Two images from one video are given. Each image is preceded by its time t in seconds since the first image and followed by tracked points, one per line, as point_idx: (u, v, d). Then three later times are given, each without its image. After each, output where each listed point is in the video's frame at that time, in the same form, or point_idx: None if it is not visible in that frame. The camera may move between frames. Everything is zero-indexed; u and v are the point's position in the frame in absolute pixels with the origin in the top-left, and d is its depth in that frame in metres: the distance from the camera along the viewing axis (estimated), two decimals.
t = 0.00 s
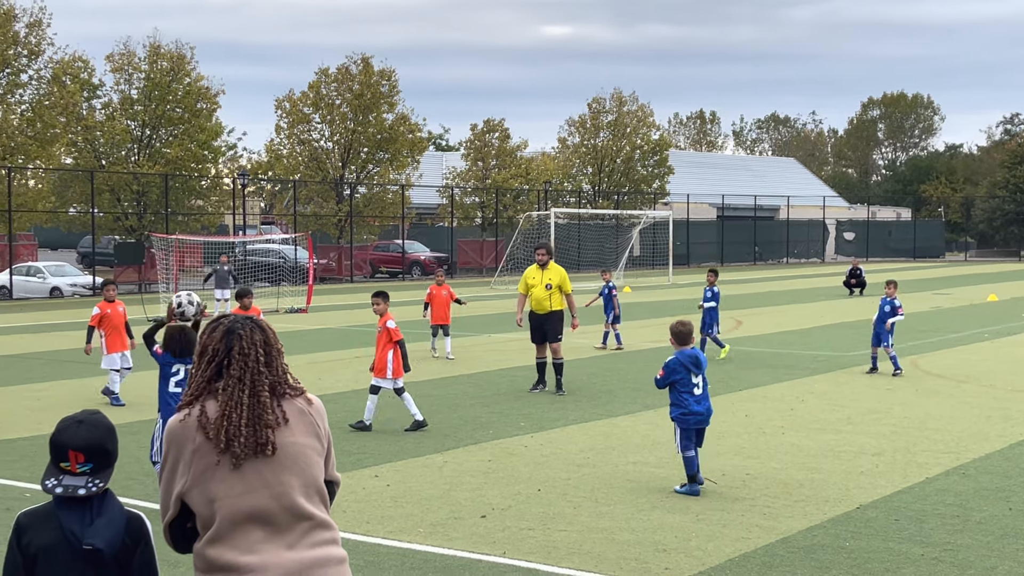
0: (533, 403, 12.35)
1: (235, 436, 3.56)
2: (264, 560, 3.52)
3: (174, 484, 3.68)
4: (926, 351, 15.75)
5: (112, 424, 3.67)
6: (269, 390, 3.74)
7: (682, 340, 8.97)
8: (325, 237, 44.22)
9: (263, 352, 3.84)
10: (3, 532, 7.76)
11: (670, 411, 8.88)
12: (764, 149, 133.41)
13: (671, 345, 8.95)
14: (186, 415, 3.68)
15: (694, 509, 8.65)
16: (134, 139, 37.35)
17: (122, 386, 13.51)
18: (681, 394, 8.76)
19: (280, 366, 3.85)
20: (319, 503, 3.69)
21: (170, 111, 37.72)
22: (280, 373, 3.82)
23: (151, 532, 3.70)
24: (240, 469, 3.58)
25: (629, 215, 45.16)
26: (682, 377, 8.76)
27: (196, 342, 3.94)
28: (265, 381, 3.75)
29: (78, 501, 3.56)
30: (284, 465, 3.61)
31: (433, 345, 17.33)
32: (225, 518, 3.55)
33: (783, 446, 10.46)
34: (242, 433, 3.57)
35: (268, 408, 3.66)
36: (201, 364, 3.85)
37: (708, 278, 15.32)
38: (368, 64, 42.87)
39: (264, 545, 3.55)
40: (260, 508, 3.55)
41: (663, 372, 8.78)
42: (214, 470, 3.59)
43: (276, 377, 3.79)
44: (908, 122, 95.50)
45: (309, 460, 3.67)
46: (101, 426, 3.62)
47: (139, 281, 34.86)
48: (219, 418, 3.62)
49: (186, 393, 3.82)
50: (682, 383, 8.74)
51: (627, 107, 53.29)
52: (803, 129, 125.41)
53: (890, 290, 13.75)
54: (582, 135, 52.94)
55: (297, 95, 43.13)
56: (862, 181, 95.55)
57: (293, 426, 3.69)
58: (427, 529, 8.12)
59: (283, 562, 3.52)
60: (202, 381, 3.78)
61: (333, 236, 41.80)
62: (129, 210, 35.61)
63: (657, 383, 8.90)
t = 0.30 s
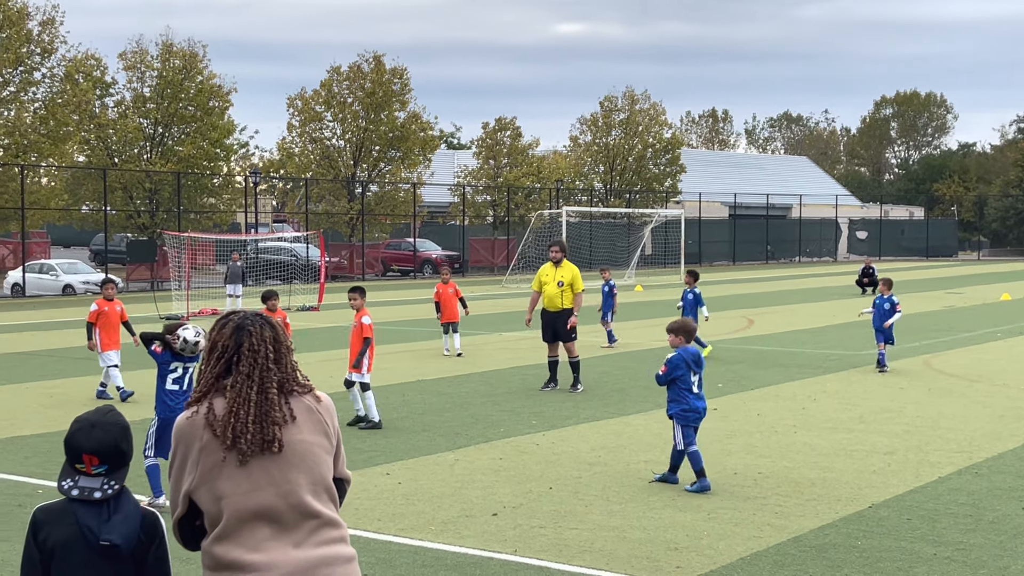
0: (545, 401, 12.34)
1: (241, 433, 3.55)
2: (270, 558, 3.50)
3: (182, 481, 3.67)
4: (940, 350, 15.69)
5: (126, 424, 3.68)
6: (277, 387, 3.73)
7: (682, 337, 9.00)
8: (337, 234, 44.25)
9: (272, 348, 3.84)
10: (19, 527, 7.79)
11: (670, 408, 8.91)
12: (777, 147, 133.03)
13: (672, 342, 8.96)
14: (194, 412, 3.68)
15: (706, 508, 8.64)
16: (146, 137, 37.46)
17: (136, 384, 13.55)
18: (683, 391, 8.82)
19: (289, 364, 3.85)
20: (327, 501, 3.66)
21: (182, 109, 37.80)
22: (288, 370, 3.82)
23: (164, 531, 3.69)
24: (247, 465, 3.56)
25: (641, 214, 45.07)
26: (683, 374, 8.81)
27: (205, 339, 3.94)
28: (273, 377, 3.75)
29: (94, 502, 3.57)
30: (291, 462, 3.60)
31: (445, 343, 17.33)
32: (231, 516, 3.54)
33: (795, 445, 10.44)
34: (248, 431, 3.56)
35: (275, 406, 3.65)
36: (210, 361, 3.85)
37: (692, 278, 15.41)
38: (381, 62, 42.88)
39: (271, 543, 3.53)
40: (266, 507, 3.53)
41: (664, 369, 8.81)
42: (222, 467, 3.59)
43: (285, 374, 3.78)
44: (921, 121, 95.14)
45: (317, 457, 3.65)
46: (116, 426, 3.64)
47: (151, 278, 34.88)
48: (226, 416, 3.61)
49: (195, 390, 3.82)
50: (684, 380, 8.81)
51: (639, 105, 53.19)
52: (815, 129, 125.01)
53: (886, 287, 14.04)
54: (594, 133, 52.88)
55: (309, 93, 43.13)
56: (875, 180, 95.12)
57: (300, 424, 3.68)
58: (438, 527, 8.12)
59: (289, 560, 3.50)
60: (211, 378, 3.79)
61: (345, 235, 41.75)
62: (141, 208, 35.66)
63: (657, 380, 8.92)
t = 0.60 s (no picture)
0: (557, 401, 12.33)
1: (250, 434, 3.53)
2: (279, 560, 3.49)
3: (191, 483, 3.66)
4: (953, 351, 15.64)
5: (139, 425, 3.67)
6: (286, 388, 3.70)
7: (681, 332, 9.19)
8: (350, 233, 44.32)
9: (282, 348, 3.82)
10: (32, 525, 7.81)
11: (669, 400, 9.04)
12: (790, 146, 132.75)
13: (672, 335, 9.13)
14: (202, 413, 3.66)
15: (718, 508, 8.62)
16: (160, 136, 37.59)
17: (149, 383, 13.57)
18: (686, 384, 8.99)
19: (299, 364, 3.82)
20: (336, 501, 3.65)
21: (196, 108, 37.90)
22: (298, 370, 3.80)
23: (178, 530, 3.70)
24: (255, 466, 3.55)
25: (654, 213, 45.05)
26: (687, 367, 9.00)
27: (215, 338, 3.92)
28: (283, 378, 3.72)
29: (110, 504, 3.58)
30: (299, 464, 3.58)
31: (457, 343, 17.33)
32: (240, 518, 3.53)
33: (807, 445, 10.41)
34: (256, 432, 3.54)
35: (284, 406, 3.63)
36: (220, 361, 3.84)
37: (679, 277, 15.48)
38: (393, 61, 42.96)
39: (279, 545, 3.52)
40: (275, 508, 3.52)
41: (671, 361, 8.95)
42: (230, 468, 3.57)
43: (294, 375, 3.75)
44: (934, 120, 94.87)
45: (327, 458, 3.63)
46: (129, 428, 3.61)
47: (164, 277, 34.93)
48: (234, 417, 3.59)
49: (204, 390, 3.81)
50: (688, 373, 8.98)
51: (652, 105, 53.17)
52: (828, 128, 124.74)
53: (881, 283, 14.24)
54: (606, 132, 52.88)
55: (322, 92, 43.20)
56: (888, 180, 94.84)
57: (308, 424, 3.65)
58: (450, 526, 8.12)
59: (297, 562, 3.50)
60: (220, 378, 3.77)
61: (358, 233, 41.76)
62: (154, 207, 35.71)
63: (659, 372, 9.03)
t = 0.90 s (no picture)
0: (568, 400, 12.32)
1: (261, 436, 3.52)
2: (290, 562, 3.50)
3: (202, 485, 3.66)
4: (966, 351, 15.59)
5: (153, 425, 3.65)
6: (299, 390, 3.69)
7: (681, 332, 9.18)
8: (362, 233, 44.35)
9: (296, 349, 3.81)
10: (46, 524, 7.84)
11: (670, 401, 9.02)
12: (802, 146, 132.49)
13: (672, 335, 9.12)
14: (214, 415, 3.66)
15: (730, 508, 8.61)
16: (173, 135, 37.69)
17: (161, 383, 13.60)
18: (687, 385, 8.99)
19: (312, 366, 3.81)
20: (348, 503, 3.65)
21: (209, 108, 37.98)
22: (310, 371, 3.79)
23: (191, 531, 3.70)
24: (266, 467, 3.55)
25: (666, 214, 45.00)
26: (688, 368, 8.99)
27: (228, 338, 3.91)
28: (296, 379, 3.71)
29: (125, 504, 3.57)
30: (311, 466, 3.57)
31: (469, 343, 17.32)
32: (251, 521, 3.53)
33: (820, 446, 10.39)
34: (268, 434, 3.53)
35: (297, 407, 3.61)
36: (233, 362, 3.82)
37: (667, 276, 15.55)
38: (406, 61, 43.01)
39: (290, 547, 3.53)
40: (286, 510, 3.52)
41: (673, 364, 8.94)
42: (242, 470, 3.57)
43: (307, 377, 3.74)
44: (947, 120, 94.54)
45: (338, 460, 3.63)
46: (145, 427, 3.59)
47: (177, 276, 34.98)
48: (247, 419, 3.58)
49: (216, 391, 3.79)
50: (689, 374, 8.98)
51: (665, 105, 53.13)
52: (842, 129, 124.41)
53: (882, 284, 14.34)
54: (619, 132, 52.85)
55: (334, 92, 43.25)
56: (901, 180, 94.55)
57: (320, 426, 3.64)
58: (462, 527, 8.12)
59: (309, 565, 3.51)
60: (233, 379, 3.76)
61: (370, 233, 41.79)
62: (167, 207, 35.79)
63: (660, 374, 9.00)
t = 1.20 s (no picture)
0: (581, 401, 12.32)
1: (276, 439, 3.53)
2: (304, 565, 3.51)
3: (217, 487, 3.66)
4: (981, 352, 15.53)
5: (168, 424, 3.64)
6: (313, 392, 3.69)
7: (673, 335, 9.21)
8: (374, 233, 44.42)
9: (311, 351, 3.80)
10: (60, 524, 7.87)
11: (663, 406, 9.04)
12: (814, 146, 132.20)
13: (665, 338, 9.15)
14: (229, 417, 3.66)
15: (743, 510, 8.59)
16: (186, 136, 37.82)
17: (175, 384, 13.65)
18: (679, 388, 9.00)
19: (327, 368, 3.81)
20: (363, 506, 3.65)
21: (222, 109, 38.10)
22: (325, 373, 3.79)
23: (205, 532, 3.70)
24: (281, 469, 3.55)
25: (678, 214, 44.93)
26: (679, 371, 9.01)
27: (244, 340, 3.91)
28: (310, 382, 3.71)
29: (141, 501, 3.56)
30: (326, 469, 3.58)
31: (481, 343, 17.33)
32: (266, 524, 3.54)
33: (833, 447, 10.37)
34: (283, 436, 3.53)
35: (311, 410, 3.62)
36: (248, 364, 3.82)
37: (656, 277, 15.60)
38: (418, 62, 43.05)
39: (305, 550, 3.53)
40: (300, 513, 3.52)
41: (663, 367, 8.97)
42: (256, 472, 3.57)
43: (322, 379, 3.74)
44: (961, 120, 94.10)
45: (352, 463, 3.63)
46: (160, 426, 3.58)
47: (190, 276, 35.11)
48: (261, 421, 3.59)
49: (232, 393, 3.80)
50: (680, 377, 9.01)
51: (677, 105, 53.09)
52: (855, 128, 124.07)
53: (880, 284, 14.45)
54: (631, 133, 52.84)
55: (347, 93, 43.34)
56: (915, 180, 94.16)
57: (334, 429, 3.64)
58: (474, 528, 8.12)
59: (323, 567, 3.51)
60: (248, 382, 3.76)
61: (382, 233, 41.85)
62: (180, 207, 35.93)
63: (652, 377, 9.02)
